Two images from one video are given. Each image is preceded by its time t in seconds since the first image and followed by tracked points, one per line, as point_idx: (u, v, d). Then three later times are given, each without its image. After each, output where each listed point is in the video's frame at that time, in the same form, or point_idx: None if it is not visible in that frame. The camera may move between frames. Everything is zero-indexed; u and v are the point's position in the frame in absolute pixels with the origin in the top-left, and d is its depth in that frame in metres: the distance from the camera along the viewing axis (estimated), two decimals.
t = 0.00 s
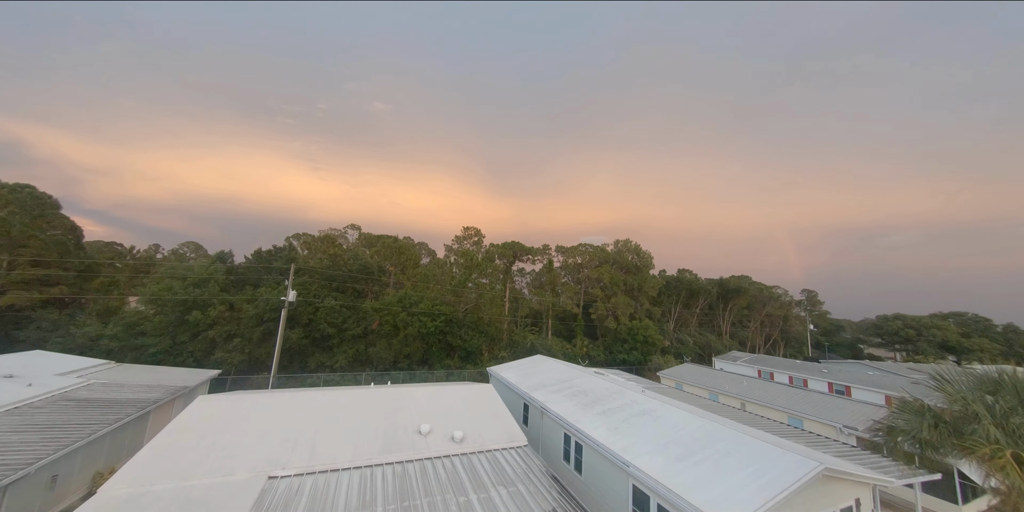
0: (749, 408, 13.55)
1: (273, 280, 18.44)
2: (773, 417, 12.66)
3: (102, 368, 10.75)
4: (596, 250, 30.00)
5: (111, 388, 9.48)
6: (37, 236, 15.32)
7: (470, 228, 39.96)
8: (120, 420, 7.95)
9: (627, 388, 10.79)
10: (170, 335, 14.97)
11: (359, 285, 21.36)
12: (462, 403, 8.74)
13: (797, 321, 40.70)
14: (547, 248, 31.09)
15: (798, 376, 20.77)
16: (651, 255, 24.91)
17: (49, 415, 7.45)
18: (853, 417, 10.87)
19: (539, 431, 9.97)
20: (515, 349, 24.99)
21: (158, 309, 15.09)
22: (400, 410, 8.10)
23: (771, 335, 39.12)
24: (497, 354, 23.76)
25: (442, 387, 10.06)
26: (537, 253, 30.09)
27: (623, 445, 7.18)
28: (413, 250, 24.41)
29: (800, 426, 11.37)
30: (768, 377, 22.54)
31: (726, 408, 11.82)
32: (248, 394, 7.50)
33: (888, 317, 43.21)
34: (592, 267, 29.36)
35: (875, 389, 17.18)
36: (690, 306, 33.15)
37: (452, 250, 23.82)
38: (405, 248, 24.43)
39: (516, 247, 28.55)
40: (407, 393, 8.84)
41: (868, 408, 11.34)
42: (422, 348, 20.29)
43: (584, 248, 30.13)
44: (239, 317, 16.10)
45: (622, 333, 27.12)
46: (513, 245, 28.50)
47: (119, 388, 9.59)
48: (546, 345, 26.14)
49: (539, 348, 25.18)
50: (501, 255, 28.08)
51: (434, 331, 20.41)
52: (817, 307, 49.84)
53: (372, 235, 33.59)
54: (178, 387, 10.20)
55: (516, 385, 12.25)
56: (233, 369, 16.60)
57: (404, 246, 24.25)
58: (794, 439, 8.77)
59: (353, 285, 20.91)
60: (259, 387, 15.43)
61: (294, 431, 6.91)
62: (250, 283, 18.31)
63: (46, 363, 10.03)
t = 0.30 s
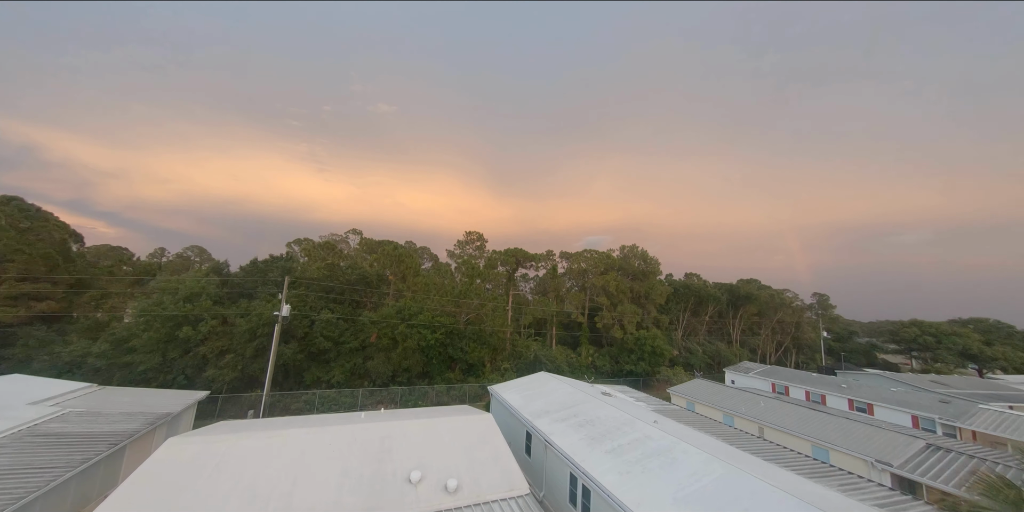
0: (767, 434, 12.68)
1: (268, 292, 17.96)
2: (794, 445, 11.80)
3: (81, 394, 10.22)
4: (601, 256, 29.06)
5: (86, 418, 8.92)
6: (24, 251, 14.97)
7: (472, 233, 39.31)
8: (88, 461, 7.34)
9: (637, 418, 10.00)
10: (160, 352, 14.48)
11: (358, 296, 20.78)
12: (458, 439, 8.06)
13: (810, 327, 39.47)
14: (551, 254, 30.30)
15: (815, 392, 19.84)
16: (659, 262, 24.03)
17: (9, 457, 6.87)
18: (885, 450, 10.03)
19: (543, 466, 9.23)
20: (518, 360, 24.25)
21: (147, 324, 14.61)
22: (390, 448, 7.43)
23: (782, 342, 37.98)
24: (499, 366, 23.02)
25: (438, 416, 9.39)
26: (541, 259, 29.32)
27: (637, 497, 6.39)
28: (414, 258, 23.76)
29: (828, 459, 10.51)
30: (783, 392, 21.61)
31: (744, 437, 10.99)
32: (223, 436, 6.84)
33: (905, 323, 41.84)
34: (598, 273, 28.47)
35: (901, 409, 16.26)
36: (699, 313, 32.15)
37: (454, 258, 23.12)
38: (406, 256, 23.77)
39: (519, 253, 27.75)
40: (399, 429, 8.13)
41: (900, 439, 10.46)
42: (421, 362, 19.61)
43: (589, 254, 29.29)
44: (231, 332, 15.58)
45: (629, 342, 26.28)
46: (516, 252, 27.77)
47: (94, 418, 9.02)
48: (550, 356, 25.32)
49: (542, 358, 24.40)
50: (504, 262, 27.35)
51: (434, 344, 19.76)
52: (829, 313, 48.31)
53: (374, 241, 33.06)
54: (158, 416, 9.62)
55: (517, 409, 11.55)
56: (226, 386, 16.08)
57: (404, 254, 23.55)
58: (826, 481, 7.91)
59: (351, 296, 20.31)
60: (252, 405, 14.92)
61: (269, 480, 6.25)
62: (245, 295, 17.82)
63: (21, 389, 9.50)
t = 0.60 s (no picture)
0: (782, 462, 11.95)
1: (259, 304, 17.37)
2: (813, 477, 11.06)
3: (49, 424, 9.55)
4: (604, 262, 28.24)
5: (49, 454, 8.25)
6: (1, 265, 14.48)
7: (472, 237, 38.60)
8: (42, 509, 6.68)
9: (646, 451, 9.26)
10: (141, 371, 13.78)
11: (352, 307, 20.10)
12: (452, 479, 7.44)
13: (816, 334, 38.64)
14: (551, 260, 29.60)
15: (827, 407, 19.11)
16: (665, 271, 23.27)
17: None
18: (913, 487, 9.26)
19: (544, 507, 8.51)
20: (519, 372, 23.53)
21: (129, 341, 13.93)
22: (376, 493, 6.80)
23: (788, 349, 37.21)
24: (499, 378, 22.31)
25: (431, 452, 8.77)
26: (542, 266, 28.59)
27: None
28: (411, 266, 23.06)
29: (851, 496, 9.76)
30: (792, 406, 20.86)
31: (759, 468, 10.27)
32: (186, 488, 6.13)
33: (913, 329, 40.98)
34: (600, 281, 27.68)
35: (919, 429, 15.55)
36: (704, 321, 31.37)
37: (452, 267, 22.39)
38: (403, 264, 23.07)
39: (519, 260, 26.94)
40: (385, 472, 7.40)
41: (927, 473, 9.75)
42: (418, 376, 18.94)
43: (591, 261, 28.54)
44: (218, 348, 14.90)
45: (632, 353, 25.56)
46: (516, 259, 27.05)
47: (59, 453, 8.36)
48: (552, 367, 24.60)
49: (543, 370, 23.68)
50: (504, 269, 26.59)
51: (431, 358, 19.08)
52: (835, 318, 47.45)
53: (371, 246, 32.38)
54: (129, 451, 8.94)
55: (517, 436, 10.89)
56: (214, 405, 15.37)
57: (402, 262, 22.85)
58: None
59: (345, 308, 19.60)
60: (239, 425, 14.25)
61: None
62: (235, 308, 17.22)
63: None
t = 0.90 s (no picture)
0: (795, 491, 11.33)
1: (244, 317, 16.51)
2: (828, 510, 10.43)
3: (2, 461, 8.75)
4: (604, 269, 27.40)
5: None
6: None
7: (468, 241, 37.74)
8: None
9: (651, 488, 8.62)
10: (115, 392, 12.95)
11: (343, 319, 19.29)
12: None
13: (817, 340, 38.17)
14: (550, 265, 28.85)
15: (834, 423, 18.57)
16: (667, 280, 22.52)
17: None
18: None
19: None
20: (516, 383, 22.82)
21: (101, 361, 13.08)
22: None
23: (788, 356, 36.77)
24: (496, 390, 21.63)
25: (422, 493, 8.07)
26: (540, 272, 27.84)
27: None
28: (406, 274, 22.26)
29: None
30: (797, 420, 20.33)
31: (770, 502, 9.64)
32: None
33: (914, 335, 40.66)
34: (600, 288, 26.90)
35: (932, 449, 15.01)
36: (705, 328, 30.73)
37: (448, 275, 21.56)
38: (397, 273, 22.26)
39: (517, 267, 25.88)
40: None
41: (951, 505, 9.15)
42: (411, 391, 18.21)
43: (591, 268, 27.79)
44: (198, 366, 14.10)
45: (632, 363, 24.91)
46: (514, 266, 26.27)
47: (7, 498, 7.58)
48: (550, 377, 23.92)
49: (541, 381, 23.00)
50: (501, 276, 25.53)
51: (425, 372, 18.34)
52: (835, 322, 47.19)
53: (365, 251, 31.48)
54: (90, 490, 8.22)
55: (514, 468, 10.21)
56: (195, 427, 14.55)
57: (395, 270, 22.01)
58: None
59: (335, 320, 18.77)
60: (221, 448, 13.47)
61: None
62: (219, 322, 16.41)
63: None
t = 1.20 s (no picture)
0: None
1: (221, 333, 15.53)
2: None
3: None
4: (601, 277, 26.71)
5: None
6: None
7: (462, 245, 36.90)
8: None
9: None
10: (77, 417, 11.96)
11: (329, 332, 18.41)
12: None
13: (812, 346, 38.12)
14: (545, 272, 28.21)
15: (835, 438, 18.27)
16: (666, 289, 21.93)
17: None
18: None
19: None
20: (511, 394, 22.12)
21: (61, 384, 12.08)
22: None
23: (783, 362, 36.67)
24: (490, 402, 20.93)
25: None
26: (535, 280, 27.15)
27: None
28: (397, 283, 21.42)
29: None
30: (797, 434, 20.03)
31: None
32: None
33: (906, 340, 40.94)
34: (598, 296, 26.16)
35: (935, 468, 14.75)
36: (702, 336, 30.28)
37: (440, 284, 20.75)
38: (388, 281, 21.40)
39: (511, 275, 25.23)
40: None
41: None
42: (401, 407, 17.44)
43: (587, 275, 27.11)
44: (171, 388, 13.15)
45: (629, 374, 24.34)
46: (510, 272, 25.58)
47: None
48: (546, 388, 23.28)
49: (536, 393, 22.31)
50: (495, 284, 24.89)
51: (416, 388, 17.54)
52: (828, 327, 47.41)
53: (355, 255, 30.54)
54: None
55: (510, 504, 9.55)
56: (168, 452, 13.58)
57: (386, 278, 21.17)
58: None
59: (321, 333, 17.87)
60: (194, 476, 12.53)
61: None
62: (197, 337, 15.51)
63: None
